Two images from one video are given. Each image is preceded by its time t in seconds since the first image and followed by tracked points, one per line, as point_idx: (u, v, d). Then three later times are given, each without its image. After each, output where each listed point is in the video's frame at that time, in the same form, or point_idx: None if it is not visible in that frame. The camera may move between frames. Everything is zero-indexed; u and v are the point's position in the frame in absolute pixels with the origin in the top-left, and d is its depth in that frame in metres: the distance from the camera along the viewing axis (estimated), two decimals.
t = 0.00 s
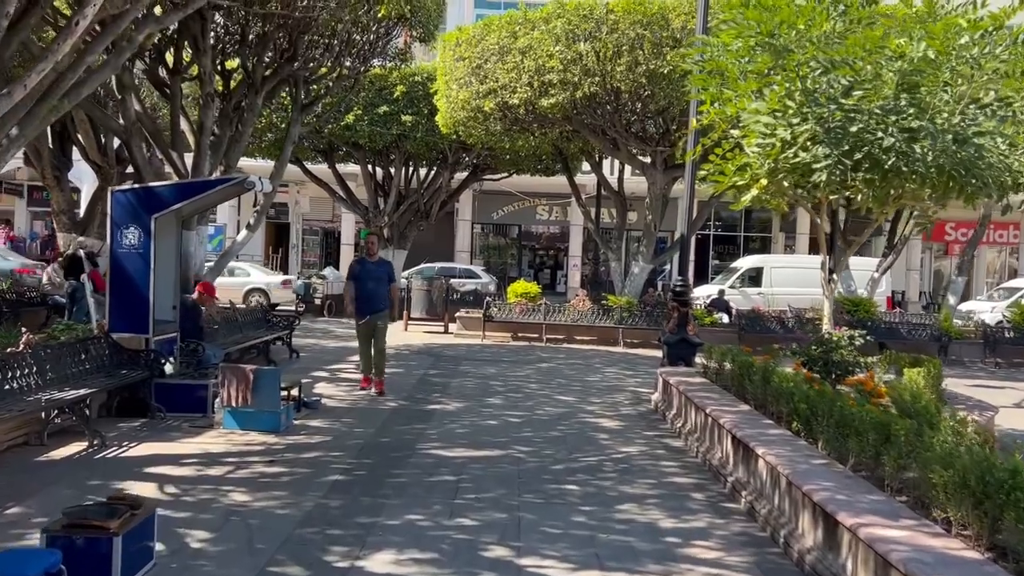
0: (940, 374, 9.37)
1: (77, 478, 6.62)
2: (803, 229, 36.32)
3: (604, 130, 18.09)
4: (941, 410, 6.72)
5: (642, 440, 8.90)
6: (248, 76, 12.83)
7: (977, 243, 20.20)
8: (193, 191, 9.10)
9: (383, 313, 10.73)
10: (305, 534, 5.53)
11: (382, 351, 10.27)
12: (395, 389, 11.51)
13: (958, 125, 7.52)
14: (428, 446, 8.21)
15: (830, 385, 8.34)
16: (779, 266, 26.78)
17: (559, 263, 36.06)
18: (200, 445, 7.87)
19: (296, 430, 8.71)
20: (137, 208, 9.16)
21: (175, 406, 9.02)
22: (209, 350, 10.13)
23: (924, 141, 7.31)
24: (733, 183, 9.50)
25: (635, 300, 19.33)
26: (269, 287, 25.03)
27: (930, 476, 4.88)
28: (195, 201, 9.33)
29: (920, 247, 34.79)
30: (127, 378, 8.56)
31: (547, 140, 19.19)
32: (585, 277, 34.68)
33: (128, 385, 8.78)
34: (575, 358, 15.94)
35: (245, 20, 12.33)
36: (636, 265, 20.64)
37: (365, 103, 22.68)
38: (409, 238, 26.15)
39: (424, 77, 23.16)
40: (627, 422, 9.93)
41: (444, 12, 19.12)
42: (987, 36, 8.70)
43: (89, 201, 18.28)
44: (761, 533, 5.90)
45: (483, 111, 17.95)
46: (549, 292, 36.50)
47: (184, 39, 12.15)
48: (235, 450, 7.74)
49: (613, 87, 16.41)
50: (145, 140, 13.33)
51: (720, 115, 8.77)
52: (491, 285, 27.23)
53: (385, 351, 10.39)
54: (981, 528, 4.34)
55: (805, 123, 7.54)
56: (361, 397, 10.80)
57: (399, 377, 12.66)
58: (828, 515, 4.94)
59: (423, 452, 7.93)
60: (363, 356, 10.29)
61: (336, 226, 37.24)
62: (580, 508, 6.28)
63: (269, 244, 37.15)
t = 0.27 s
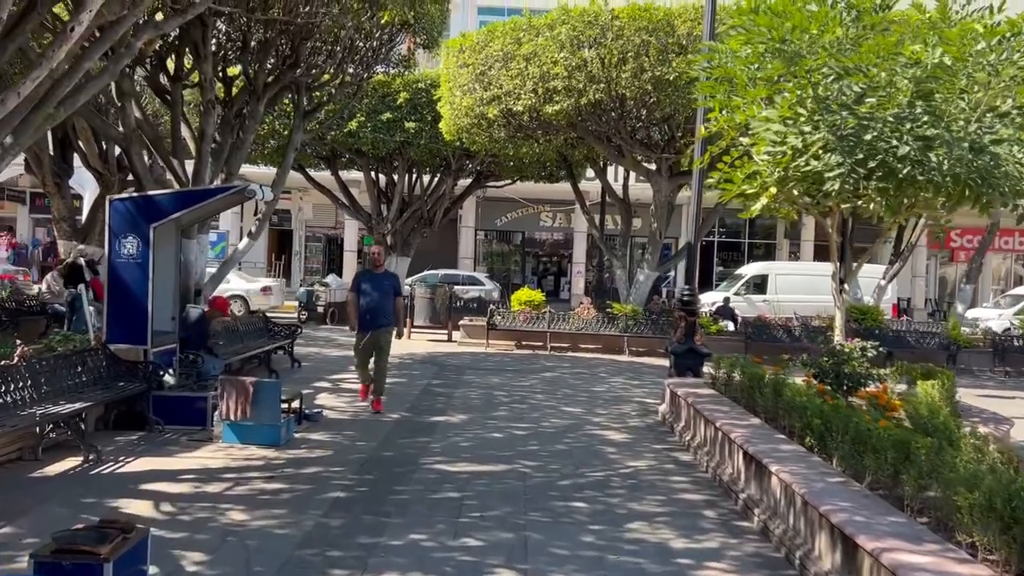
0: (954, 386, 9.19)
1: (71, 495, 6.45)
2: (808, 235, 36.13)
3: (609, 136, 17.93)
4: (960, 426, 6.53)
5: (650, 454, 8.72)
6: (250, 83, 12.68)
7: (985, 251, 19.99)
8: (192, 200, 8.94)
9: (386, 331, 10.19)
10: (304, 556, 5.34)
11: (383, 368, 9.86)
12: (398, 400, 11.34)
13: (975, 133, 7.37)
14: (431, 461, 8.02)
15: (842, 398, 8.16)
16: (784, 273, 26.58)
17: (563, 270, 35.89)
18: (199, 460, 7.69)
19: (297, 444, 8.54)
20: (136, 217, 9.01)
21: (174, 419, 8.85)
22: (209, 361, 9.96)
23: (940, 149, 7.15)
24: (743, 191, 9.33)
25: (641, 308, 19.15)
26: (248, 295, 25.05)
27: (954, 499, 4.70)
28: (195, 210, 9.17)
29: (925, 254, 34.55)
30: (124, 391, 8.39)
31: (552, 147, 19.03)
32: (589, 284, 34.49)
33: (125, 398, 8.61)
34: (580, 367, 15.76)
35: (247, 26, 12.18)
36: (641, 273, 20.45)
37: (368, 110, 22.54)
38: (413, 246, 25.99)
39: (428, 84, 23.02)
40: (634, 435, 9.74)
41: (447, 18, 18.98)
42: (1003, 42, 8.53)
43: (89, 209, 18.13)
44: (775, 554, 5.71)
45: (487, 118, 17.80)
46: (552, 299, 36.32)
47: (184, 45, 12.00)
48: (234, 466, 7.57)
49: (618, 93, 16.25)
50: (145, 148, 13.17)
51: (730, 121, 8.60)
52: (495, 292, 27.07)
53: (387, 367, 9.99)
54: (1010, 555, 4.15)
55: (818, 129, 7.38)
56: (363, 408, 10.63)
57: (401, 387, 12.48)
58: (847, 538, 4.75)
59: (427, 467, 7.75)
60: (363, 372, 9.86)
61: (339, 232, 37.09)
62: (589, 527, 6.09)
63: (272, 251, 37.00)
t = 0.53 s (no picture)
0: (967, 393, 9.04)
1: (67, 504, 6.30)
2: (812, 240, 35.97)
3: (613, 140, 17.81)
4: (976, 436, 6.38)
5: (657, 462, 8.56)
6: (251, 86, 12.56)
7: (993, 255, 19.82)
8: (192, 203, 8.81)
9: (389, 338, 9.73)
10: (304, 568, 5.19)
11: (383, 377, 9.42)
12: (401, 407, 11.19)
13: (990, 134, 7.24)
14: (435, 469, 7.87)
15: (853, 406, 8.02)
16: (789, 278, 26.41)
17: (566, 275, 35.75)
18: (198, 468, 7.55)
19: (298, 452, 8.38)
20: (136, 221, 8.88)
21: (173, 426, 8.71)
22: (210, 367, 9.83)
23: (956, 150, 6.99)
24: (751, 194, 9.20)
25: (646, 314, 19.00)
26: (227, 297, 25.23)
27: (979, 512, 4.54)
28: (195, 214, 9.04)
29: (931, 259, 34.37)
30: (123, 398, 8.26)
31: (555, 151, 18.91)
32: (592, 289, 34.35)
33: (124, 405, 8.48)
34: (584, 373, 15.61)
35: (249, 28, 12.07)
36: (645, 277, 20.30)
37: (371, 114, 22.43)
38: (416, 251, 25.85)
39: (431, 89, 22.91)
40: (642, 442, 9.58)
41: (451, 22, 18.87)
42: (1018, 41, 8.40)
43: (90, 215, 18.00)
44: (789, 567, 5.55)
45: (490, 122, 17.69)
46: (556, 304, 36.17)
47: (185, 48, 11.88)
48: (234, 474, 7.42)
49: (623, 97, 16.13)
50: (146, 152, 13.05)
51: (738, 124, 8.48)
52: (498, 297, 26.93)
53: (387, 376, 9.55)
54: None
55: (830, 131, 7.26)
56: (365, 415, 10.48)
57: (404, 394, 12.33)
58: (865, 551, 4.59)
59: (430, 475, 7.60)
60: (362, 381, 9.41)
61: (342, 238, 36.98)
62: (596, 538, 5.93)
63: (275, 256, 36.89)
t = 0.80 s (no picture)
0: (980, 397, 8.86)
1: (57, 510, 6.15)
2: (818, 244, 35.75)
3: (618, 142, 17.65)
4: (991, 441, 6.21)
5: (663, 468, 8.37)
6: (251, 87, 12.42)
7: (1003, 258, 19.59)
8: (189, 204, 8.67)
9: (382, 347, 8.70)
10: None
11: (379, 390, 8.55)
12: (402, 411, 11.02)
13: (1005, 131, 7.09)
14: (435, 474, 7.71)
15: (864, 410, 7.85)
16: (795, 281, 26.19)
17: (570, 279, 35.58)
18: (193, 474, 7.39)
19: (296, 457, 8.23)
20: (132, 222, 8.74)
21: (170, 430, 8.56)
22: (208, 371, 9.68)
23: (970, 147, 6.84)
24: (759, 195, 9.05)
25: (651, 317, 18.83)
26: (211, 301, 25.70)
27: (998, 521, 4.37)
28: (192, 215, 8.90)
29: (938, 263, 34.12)
30: (118, 402, 8.11)
31: (559, 153, 18.77)
32: (597, 293, 34.16)
33: (119, 409, 8.33)
34: (589, 377, 15.43)
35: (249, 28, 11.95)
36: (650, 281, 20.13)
37: (374, 117, 22.30)
38: (419, 254, 25.70)
39: (434, 91, 22.77)
40: (647, 447, 9.41)
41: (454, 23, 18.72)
42: None
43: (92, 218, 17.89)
44: None
45: (494, 123, 17.54)
46: (560, 308, 36.00)
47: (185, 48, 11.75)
48: (230, 480, 7.26)
49: (628, 98, 15.98)
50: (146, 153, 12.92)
51: (745, 123, 8.36)
52: (502, 301, 26.77)
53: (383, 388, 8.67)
54: None
55: (839, 130, 7.14)
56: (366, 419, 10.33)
57: (405, 398, 12.16)
58: (879, 561, 4.41)
59: (430, 481, 7.43)
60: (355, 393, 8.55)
61: (346, 241, 36.86)
62: (600, 546, 5.76)
63: (278, 260, 36.78)
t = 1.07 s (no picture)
0: (995, 405, 8.63)
1: (44, 522, 5.95)
2: (825, 247, 35.49)
3: (623, 144, 17.44)
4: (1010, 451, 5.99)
5: (669, 478, 8.15)
6: (251, 89, 12.24)
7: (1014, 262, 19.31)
8: (184, 206, 8.48)
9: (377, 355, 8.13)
10: None
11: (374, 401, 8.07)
12: (403, 418, 10.82)
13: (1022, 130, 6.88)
14: (435, 484, 7.51)
15: (876, 418, 7.64)
16: (802, 285, 25.93)
17: (575, 282, 35.36)
18: (186, 483, 7.19)
19: (293, 465, 8.03)
20: (126, 225, 8.54)
21: (164, 438, 8.37)
22: (204, 377, 9.50)
23: (986, 147, 6.63)
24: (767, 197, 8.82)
25: (657, 321, 18.62)
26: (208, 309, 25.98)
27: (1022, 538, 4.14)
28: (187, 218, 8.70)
29: (947, 266, 33.81)
30: (111, 408, 7.93)
31: (564, 156, 18.57)
32: (602, 297, 33.95)
33: (113, 416, 8.14)
34: (594, 382, 15.21)
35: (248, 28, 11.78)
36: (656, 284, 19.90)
37: (377, 119, 22.12)
38: (423, 258, 25.52)
39: (438, 93, 22.60)
40: (653, 455, 9.19)
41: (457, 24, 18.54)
42: None
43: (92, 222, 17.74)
44: None
45: (498, 125, 17.36)
46: (565, 312, 35.79)
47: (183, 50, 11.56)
48: (224, 490, 7.07)
49: (633, 99, 15.78)
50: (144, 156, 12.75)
51: (754, 123, 8.14)
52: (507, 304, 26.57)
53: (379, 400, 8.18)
54: None
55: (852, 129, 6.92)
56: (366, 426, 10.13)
57: (407, 403, 11.96)
58: None
59: (429, 491, 7.23)
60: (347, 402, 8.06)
61: (350, 245, 36.71)
62: (604, 561, 5.55)
63: (283, 264, 36.64)
